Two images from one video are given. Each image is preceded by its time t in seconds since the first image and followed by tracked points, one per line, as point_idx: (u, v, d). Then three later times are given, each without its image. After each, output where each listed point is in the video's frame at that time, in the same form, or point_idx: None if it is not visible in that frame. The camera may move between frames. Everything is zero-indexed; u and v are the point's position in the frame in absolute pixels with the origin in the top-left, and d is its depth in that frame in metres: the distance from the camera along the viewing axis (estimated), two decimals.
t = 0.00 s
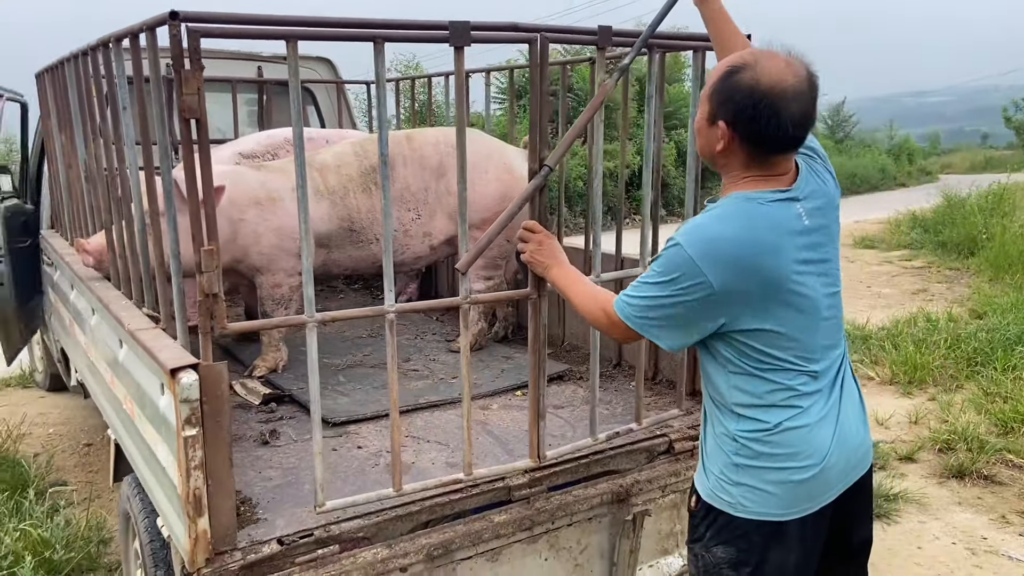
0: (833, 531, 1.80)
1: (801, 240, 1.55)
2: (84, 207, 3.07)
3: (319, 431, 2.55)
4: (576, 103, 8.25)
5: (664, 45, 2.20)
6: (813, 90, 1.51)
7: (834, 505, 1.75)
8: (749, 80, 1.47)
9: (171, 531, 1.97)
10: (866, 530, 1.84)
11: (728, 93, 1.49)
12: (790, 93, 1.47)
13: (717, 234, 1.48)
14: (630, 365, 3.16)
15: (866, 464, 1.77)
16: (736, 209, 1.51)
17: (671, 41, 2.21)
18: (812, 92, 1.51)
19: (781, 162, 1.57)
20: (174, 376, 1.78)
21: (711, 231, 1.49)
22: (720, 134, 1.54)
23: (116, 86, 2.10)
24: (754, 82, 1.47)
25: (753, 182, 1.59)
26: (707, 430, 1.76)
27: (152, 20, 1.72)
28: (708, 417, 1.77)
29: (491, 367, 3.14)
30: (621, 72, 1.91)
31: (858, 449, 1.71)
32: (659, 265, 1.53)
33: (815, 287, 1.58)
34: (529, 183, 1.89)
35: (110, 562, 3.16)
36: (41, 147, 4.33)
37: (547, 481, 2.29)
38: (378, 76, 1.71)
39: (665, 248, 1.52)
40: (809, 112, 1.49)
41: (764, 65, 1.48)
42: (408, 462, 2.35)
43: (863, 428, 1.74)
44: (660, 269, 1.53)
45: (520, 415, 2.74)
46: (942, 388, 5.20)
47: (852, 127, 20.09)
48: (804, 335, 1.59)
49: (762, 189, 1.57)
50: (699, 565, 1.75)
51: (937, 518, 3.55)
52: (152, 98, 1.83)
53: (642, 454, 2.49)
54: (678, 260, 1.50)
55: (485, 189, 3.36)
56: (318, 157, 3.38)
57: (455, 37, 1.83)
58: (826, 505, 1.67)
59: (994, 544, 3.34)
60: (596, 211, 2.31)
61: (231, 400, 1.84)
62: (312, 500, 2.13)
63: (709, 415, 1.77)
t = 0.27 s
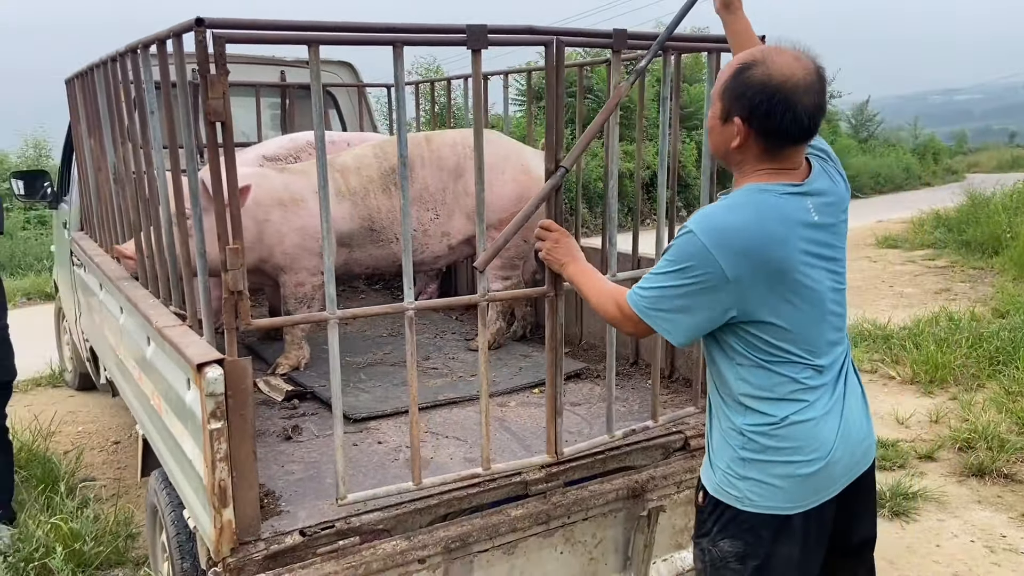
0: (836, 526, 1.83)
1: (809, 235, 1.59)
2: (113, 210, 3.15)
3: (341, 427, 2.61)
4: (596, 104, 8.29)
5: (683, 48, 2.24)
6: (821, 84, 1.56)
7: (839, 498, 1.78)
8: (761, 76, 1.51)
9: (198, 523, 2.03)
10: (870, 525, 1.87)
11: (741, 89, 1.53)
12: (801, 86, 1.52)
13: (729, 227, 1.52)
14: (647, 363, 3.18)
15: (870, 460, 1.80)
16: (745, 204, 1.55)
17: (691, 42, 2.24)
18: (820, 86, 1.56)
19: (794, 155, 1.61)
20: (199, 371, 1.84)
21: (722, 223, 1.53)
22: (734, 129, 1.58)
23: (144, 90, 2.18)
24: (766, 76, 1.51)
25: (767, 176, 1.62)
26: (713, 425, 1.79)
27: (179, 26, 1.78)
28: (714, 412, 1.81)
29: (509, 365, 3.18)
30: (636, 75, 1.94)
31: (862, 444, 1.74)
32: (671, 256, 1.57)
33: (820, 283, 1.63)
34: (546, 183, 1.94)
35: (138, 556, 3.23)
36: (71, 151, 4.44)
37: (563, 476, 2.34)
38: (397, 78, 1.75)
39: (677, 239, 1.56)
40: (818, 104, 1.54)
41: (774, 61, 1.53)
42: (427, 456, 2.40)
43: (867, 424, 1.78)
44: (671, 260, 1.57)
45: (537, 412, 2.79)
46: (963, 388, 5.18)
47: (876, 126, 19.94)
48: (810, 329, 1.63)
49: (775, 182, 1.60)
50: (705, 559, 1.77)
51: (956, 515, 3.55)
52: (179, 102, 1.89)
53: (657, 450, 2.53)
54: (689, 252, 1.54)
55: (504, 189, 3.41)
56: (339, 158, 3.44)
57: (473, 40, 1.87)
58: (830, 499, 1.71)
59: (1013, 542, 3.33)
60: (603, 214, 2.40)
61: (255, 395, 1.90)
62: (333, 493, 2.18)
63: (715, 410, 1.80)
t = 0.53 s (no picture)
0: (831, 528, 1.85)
1: (779, 235, 1.63)
2: (129, 215, 3.21)
3: (351, 427, 2.65)
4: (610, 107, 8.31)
5: (662, 52, 2.40)
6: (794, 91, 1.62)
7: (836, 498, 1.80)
8: (741, 83, 1.56)
9: (210, 520, 2.07)
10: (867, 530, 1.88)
11: (721, 96, 1.57)
12: (778, 94, 1.57)
13: (692, 225, 1.58)
14: (659, 365, 3.19)
15: (861, 461, 1.80)
16: (711, 202, 1.60)
17: (674, 46, 2.39)
18: (794, 94, 1.61)
19: (773, 158, 1.66)
20: (210, 371, 1.88)
21: (687, 221, 1.58)
22: (712, 135, 1.62)
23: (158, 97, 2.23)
24: (746, 85, 1.56)
25: (742, 180, 1.67)
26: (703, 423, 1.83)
27: (187, 34, 1.83)
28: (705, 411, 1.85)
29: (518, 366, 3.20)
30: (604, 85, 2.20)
31: (850, 446, 1.75)
32: (640, 254, 1.64)
33: (795, 283, 1.65)
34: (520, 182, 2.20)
35: (156, 555, 3.29)
36: (90, 157, 4.51)
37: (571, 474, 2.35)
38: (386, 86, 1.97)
39: (644, 237, 1.62)
40: (793, 112, 1.59)
41: (752, 69, 1.58)
42: (436, 456, 2.43)
43: (856, 425, 1.79)
44: (640, 257, 1.64)
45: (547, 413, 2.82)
46: (980, 390, 5.15)
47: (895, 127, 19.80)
48: (785, 328, 1.66)
49: (751, 186, 1.65)
50: (694, 554, 1.80)
51: (969, 517, 3.54)
52: (189, 109, 1.95)
53: (666, 450, 2.53)
54: (654, 249, 1.60)
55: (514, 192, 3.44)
56: (351, 162, 3.49)
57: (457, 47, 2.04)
58: (815, 498, 1.72)
59: None
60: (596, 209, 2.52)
61: (264, 393, 1.93)
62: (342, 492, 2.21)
63: (704, 408, 1.84)
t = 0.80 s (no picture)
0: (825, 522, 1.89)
1: (766, 235, 1.65)
2: (143, 218, 3.26)
3: (360, 428, 2.68)
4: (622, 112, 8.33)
5: (673, 55, 2.41)
6: (776, 93, 1.63)
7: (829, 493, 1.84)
8: (716, 85, 1.59)
9: (220, 519, 2.10)
10: (860, 524, 1.93)
11: (697, 98, 1.61)
12: (754, 96, 1.59)
13: (683, 229, 1.60)
14: (667, 367, 3.20)
15: (854, 453, 1.84)
16: (701, 206, 1.62)
17: (682, 49, 2.41)
18: (775, 96, 1.62)
19: (754, 161, 1.68)
20: (221, 371, 1.92)
21: (678, 226, 1.60)
22: (693, 136, 1.66)
23: (171, 102, 2.27)
24: (721, 87, 1.59)
25: (726, 181, 1.70)
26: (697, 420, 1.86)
27: (198, 41, 1.87)
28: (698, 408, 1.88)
29: (527, 369, 3.23)
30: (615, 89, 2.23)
31: (841, 438, 1.79)
32: (633, 259, 1.66)
33: (783, 280, 1.68)
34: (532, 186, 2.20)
35: (169, 555, 3.33)
36: (105, 163, 4.57)
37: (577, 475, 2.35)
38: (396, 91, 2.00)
39: (637, 243, 1.64)
40: (771, 113, 1.60)
41: (730, 71, 1.60)
42: (443, 456, 2.46)
43: (847, 417, 1.82)
44: (633, 262, 1.65)
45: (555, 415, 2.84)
46: (993, 393, 5.12)
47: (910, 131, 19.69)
48: (774, 325, 1.69)
49: (735, 187, 1.68)
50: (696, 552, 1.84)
51: (981, 521, 3.52)
52: (200, 114, 1.99)
53: (672, 452, 2.53)
54: (647, 254, 1.62)
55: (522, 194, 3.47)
56: (361, 165, 3.53)
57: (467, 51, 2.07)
58: (810, 490, 1.75)
59: None
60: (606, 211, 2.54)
61: (273, 393, 1.96)
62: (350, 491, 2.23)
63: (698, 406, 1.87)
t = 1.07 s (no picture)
0: (833, 526, 1.88)
1: (772, 244, 1.67)
2: (154, 225, 3.29)
3: (368, 433, 2.69)
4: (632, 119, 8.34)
5: (679, 64, 2.42)
6: (786, 108, 1.62)
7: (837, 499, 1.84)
8: (722, 99, 1.59)
9: (228, 523, 2.12)
10: (870, 526, 1.92)
11: (704, 108, 1.62)
12: (759, 112, 1.59)
13: (689, 237, 1.61)
14: (675, 374, 3.20)
15: (861, 466, 1.83)
16: (705, 215, 1.64)
17: (689, 57, 2.43)
18: (784, 112, 1.61)
19: (758, 173, 1.69)
20: (229, 377, 1.93)
21: (683, 234, 1.61)
22: (700, 145, 1.68)
23: (182, 110, 2.30)
24: (727, 101, 1.59)
25: (731, 191, 1.71)
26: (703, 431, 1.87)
27: (208, 50, 1.89)
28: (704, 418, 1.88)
29: (534, 375, 3.24)
30: (621, 97, 2.24)
31: (848, 449, 1.78)
32: (640, 267, 1.67)
33: (789, 290, 1.69)
34: (538, 193, 2.22)
35: (179, 559, 3.35)
36: (119, 169, 4.62)
37: (583, 482, 2.36)
38: (404, 99, 2.02)
39: (643, 250, 1.65)
40: (776, 130, 1.60)
41: (739, 85, 1.60)
42: (450, 462, 2.47)
43: (855, 429, 1.82)
44: (639, 270, 1.67)
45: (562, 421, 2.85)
46: (1005, 402, 5.08)
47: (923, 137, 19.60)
48: (780, 334, 1.70)
49: (739, 198, 1.69)
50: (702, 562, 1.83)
51: (991, 529, 3.50)
52: (210, 122, 2.01)
53: (678, 459, 2.53)
54: (653, 262, 1.63)
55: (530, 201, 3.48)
56: (370, 171, 3.56)
57: (475, 58, 2.08)
58: (816, 501, 1.75)
59: None
60: (612, 218, 2.55)
61: (281, 398, 1.98)
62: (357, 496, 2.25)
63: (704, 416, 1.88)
